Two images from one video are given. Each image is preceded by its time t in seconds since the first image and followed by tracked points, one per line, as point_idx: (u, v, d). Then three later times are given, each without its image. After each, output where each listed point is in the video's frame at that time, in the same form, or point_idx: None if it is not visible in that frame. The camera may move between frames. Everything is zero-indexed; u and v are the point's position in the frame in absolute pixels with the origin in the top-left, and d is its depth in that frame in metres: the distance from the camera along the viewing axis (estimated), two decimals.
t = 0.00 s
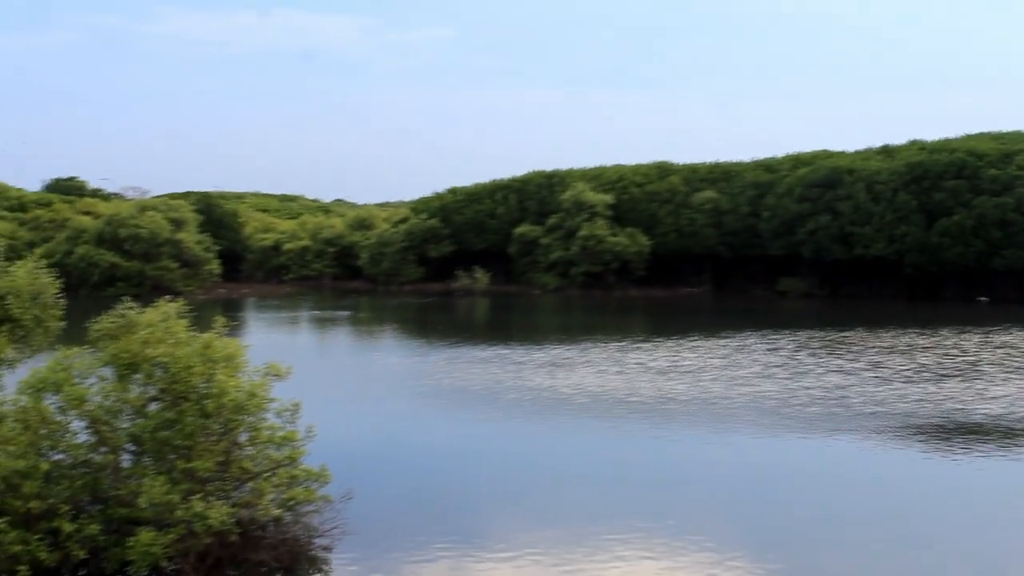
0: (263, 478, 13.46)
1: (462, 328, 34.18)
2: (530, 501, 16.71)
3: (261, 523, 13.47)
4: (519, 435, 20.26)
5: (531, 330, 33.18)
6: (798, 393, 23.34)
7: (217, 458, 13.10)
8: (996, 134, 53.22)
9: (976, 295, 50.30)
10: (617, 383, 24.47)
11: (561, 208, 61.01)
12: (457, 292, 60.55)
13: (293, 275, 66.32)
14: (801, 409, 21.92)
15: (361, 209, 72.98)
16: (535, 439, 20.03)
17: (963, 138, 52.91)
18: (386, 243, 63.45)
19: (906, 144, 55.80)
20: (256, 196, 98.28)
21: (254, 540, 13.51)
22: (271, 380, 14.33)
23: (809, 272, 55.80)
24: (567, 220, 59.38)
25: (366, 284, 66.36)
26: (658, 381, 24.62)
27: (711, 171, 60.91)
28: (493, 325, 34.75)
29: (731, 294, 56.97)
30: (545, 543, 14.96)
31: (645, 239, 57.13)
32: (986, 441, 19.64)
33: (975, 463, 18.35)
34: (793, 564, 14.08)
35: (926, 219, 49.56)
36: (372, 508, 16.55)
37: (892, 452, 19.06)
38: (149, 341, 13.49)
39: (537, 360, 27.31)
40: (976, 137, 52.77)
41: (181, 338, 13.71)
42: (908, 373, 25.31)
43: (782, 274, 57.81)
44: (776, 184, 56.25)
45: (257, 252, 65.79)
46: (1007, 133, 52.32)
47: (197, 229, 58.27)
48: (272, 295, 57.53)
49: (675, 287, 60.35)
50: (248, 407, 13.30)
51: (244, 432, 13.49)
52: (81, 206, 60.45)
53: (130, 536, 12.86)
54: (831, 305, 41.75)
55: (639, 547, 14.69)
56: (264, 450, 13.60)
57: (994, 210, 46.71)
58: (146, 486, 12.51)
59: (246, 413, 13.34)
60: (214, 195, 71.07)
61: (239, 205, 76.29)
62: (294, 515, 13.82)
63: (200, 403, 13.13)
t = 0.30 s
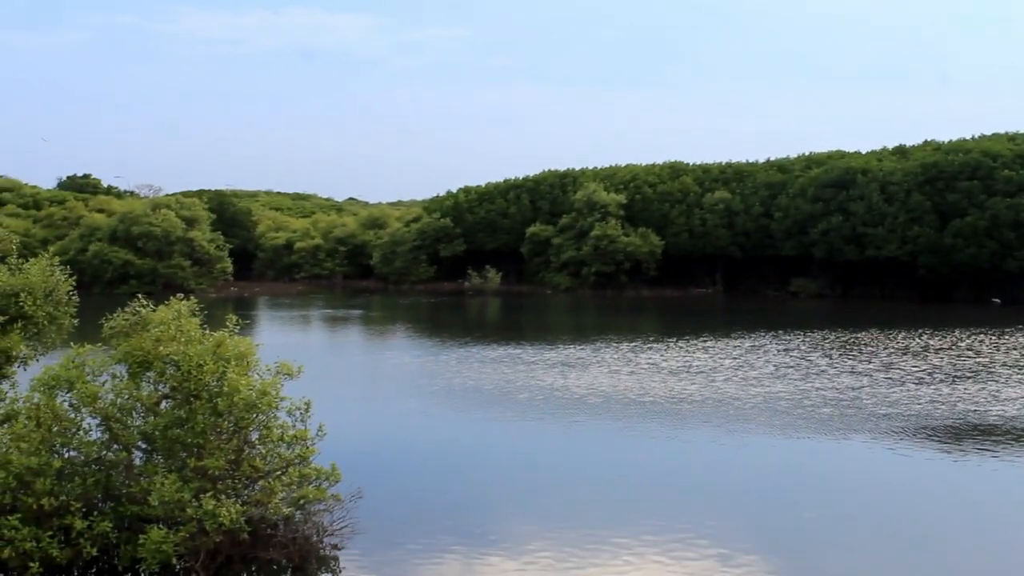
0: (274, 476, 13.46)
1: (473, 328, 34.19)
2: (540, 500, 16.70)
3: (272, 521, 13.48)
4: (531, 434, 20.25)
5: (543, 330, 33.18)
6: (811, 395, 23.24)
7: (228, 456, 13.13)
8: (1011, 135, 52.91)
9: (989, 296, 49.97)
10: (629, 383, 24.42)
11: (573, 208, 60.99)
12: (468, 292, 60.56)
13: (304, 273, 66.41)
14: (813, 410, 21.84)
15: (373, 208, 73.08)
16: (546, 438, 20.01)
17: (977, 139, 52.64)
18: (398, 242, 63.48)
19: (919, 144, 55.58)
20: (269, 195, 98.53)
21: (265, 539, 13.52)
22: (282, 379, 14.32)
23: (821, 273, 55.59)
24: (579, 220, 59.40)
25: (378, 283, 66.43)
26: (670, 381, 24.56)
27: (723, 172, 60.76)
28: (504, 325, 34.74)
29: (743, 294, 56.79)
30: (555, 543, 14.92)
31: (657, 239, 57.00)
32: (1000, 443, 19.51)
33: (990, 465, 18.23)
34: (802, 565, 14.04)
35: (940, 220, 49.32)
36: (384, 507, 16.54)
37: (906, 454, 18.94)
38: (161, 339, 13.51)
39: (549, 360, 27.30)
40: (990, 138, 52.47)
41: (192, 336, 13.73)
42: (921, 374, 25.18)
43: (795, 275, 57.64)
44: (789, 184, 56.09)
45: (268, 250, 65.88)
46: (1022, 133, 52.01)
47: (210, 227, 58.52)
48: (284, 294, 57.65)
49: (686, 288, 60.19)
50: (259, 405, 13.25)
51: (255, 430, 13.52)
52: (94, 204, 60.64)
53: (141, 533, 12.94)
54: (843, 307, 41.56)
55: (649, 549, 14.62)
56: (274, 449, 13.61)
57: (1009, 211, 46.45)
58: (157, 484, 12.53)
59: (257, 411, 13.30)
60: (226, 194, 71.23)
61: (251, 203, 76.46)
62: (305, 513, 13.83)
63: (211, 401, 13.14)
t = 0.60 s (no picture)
0: (279, 477, 13.45)
1: (479, 329, 34.23)
2: (546, 501, 16.71)
3: (277, 522, 13.48)
4: (537, 435, 20.25)
5: (548, 331, 33.19)
6: (817, 396, 23.20)
7: (234, 457, 13.14)
8: (1016, 136, 52.79)
9: (994, 297, 49.84)
10: (635, 384, 24.40)
11: (578, 209, 61.01)
12: (473, 293, 60.59)
13: (309, 274, 66.48)
14: (819, 411, 21.82)
15: (378, 209, 73.17)
16: (552, 438, 20.02)
17: (983, 140, 52.53)
18: (403, 243, 63.53)
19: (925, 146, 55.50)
20: (274, 196, 98.66)
21: (271, 539, 13.53)
22: (288, 380, 14.31)
23: (826, 274, 55.55)
24: (584, 221, 59.43)
25: (383, 284, 66.49)
26: (675, 382, 24.55)
27: (729, 173, 60.72)
28: (509, 326, 34.78)
29: (748, 296, 56.75)
30: (559, 544, 14.90)
31: (662, 240, 56.94)
32: (1007, 445, 19.45)
33: (997, 467, 18.18)
34: (807, 565, 14.05)
35: (945, 222, 49.24)
36: (390, 509, 16.53)
37: (913, 456, 18.90)
38: (167, 340, 13.52)
39: (555, 361, 27.31)
40: (996, 139, 52.34)
41: (198, 337, 13.73)
42: (927, 376, 25.12)
43: (800, 276, 57.62)
44: (794, 185, 56.06)
45: (274, 251, 65.93)
46: None
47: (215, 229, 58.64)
48: (289, 295, 57.73)
49: (691, 289, 60.15)
50: (264, 406, 13.27)
51: (261, 431, 13.53)
52: (100, 205, 60.74)
53: (147, 533, 12.94)
54: (847, 308, 41.55)
55: (655, 550, 14.58)
56: (280, 449, 13.61)
57: (1014, 212, 46.34)
58: (163, 485, 12.53)
59: (263, 412, 13.31)
60: (232, 195, 71.33)
61: (256, 204, 76.57)
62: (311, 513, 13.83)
63: (217, 402, 13.14)
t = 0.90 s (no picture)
0: (288, 476, 13.45)
1: (487, 328, 34.21)
2: (553, 501, 16.68)
3: (285, 521, 13.48)
4: (546, 434, 20.24)
5: (557, 331, 33.18)
6: (827, 397, 23.13)
7: (242, 456, 13.15)
8: None
9: (1003, 298, 49.64)
10: (644, 384, 24.36)
11: (587, 210, 60.97)
12: (481, 293, 60.63)
13: (318, 274, 66.58)
14: (829, 412, 21.75)
15: (387, 209, 73.22)
16: (560, 439, 19.99)
17: (993, 141, 52.33)
18: (411, 242, 63.57)
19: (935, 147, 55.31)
20: (283, 195, 98.88)
21: (279, 538, 13.53)
22: (297, 379, 14.30)
23: (835, 275, 55.45)
24: (593, 221, 59.38)
25: (391, 284, 66.53)
26: (685, 383, 24.51)
27: (738, 174, 60.57)
28: (517, 326, 34.77)
29: (757, 296, 56.67)
30: (566, 544, 14.88)
31: (671, 240, 56.84)
32: (1018, 446, 19.37)
33: (1008, 468, 18.09)
34: (818, 566, 13.99)
35: (955, 223, 49.08)
36: (399, 508, 16.52)
37: (923, 457, 18.83)
38: (176, 339, 13.53)
39: (564, 361, 27.28)
40: (1007, 140, 52.13)
41: (207, 336, 13.75)
42: (937, 377, 25.03)
43: (809, 277, 57.48)
44: (803, 186, 55.93)
45: (282, 251, 66.05)
46: None
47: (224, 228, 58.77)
48: (297, 294, 57.82)
49: (700, 290, 60.08)
50: (273, 405, 13.28)
51: (270, 430, 13.53)
52: (109, 204, 60.89)
53: (156, 531, 12.94)
54: (855, 309, 41.44)
55: (662, 551, 14.54)
56: (288, 448, 13.60)
57: None
58: (171, 483, 12.55)
59: (272, 411, 13.33)
60: (240, 194, 71.48)
61: (265, 204, 76.75)
62: (319, 513, 13.82)
63: (226, 401, 13.15)
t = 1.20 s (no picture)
0: (299, 467, 13.55)
1: (498, 318, 34.18)
2: (566, 491, 16.68)
3: (297, 511, 13.63)
4: (558, 425, 20.22)
5: (567, 320, 33.19)
6: (838, 386, 23.11)
7: (253, 447, 13.21)
8: None
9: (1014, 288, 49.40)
10: (655, 374, 24.35)
11: (596, 200, 60.87)
12: (491, 283, 60.67)
13: (328, 265, 66.69)
14: (840, 402, 21.69)
15: (396, 200, 73.22)
16: (572, 429, 19.98)
17: (1005, 130, 51.99)
18: (420, 233, 63.61)
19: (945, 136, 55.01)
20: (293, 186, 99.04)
21: (291, 527, 13.67)
22: (307, 369, 14.35)
23: (845, 265, 55.33)
24: (602, 212, 59.30)
25: (400, 274, 66.61)
26: (695, 373, 24.46)
27: (747, 163, 60.30)
28: (526, 316, 34.77)
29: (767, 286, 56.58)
30: (577, 535, 14.85)
31: (680, 230, 56.71)
32: None
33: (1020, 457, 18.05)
34: (831, 557, 13.96)
35: (965, 212, 48.87)
36: (411, 497, 16.56)
37: (935, 446, 18.80)
38: (187, 330, 13.53)
39: (574, 351, 27.26)
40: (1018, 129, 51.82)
41: (218, 327, 13.72)
42: (949, 366, 24.97)
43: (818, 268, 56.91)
44: (813, 176, 55.75)
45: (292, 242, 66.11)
46: None
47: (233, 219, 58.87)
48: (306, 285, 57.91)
49: (709, 280, 60.02)
50: (284, 395, 13.38)
51: (281, 420, 13.60)
52: (119, 196, 61.02)
53: (166, 523, 13.00)
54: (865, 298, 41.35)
55: (673, 541, 14.54)
56: (299, 439, 13.68)
57: None
58: (183, 474, 12.63)
59: (282, 402, 13.43)
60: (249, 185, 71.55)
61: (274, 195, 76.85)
62: (330, 503, 13.95)
63: (237, 391, 13.16)
